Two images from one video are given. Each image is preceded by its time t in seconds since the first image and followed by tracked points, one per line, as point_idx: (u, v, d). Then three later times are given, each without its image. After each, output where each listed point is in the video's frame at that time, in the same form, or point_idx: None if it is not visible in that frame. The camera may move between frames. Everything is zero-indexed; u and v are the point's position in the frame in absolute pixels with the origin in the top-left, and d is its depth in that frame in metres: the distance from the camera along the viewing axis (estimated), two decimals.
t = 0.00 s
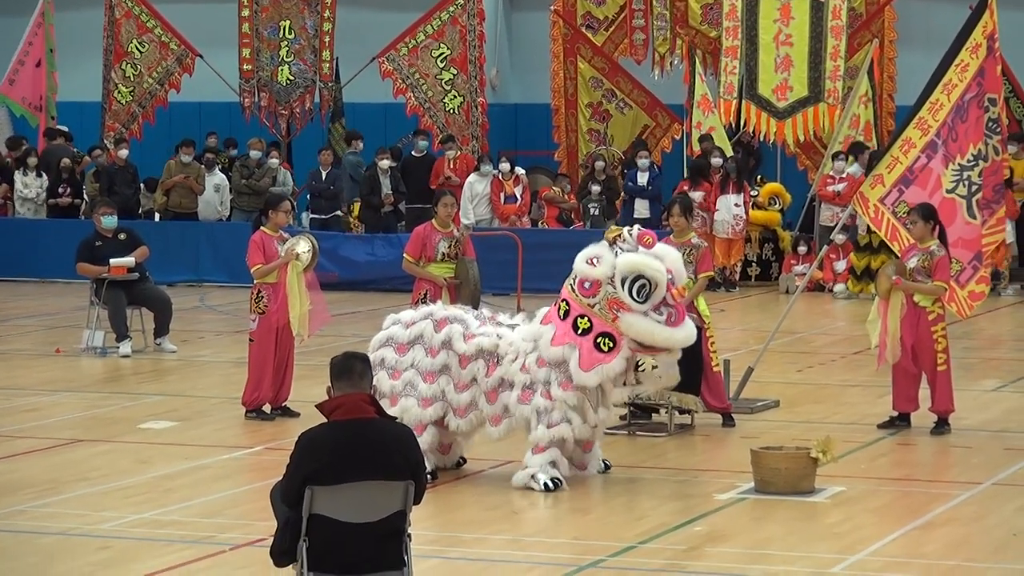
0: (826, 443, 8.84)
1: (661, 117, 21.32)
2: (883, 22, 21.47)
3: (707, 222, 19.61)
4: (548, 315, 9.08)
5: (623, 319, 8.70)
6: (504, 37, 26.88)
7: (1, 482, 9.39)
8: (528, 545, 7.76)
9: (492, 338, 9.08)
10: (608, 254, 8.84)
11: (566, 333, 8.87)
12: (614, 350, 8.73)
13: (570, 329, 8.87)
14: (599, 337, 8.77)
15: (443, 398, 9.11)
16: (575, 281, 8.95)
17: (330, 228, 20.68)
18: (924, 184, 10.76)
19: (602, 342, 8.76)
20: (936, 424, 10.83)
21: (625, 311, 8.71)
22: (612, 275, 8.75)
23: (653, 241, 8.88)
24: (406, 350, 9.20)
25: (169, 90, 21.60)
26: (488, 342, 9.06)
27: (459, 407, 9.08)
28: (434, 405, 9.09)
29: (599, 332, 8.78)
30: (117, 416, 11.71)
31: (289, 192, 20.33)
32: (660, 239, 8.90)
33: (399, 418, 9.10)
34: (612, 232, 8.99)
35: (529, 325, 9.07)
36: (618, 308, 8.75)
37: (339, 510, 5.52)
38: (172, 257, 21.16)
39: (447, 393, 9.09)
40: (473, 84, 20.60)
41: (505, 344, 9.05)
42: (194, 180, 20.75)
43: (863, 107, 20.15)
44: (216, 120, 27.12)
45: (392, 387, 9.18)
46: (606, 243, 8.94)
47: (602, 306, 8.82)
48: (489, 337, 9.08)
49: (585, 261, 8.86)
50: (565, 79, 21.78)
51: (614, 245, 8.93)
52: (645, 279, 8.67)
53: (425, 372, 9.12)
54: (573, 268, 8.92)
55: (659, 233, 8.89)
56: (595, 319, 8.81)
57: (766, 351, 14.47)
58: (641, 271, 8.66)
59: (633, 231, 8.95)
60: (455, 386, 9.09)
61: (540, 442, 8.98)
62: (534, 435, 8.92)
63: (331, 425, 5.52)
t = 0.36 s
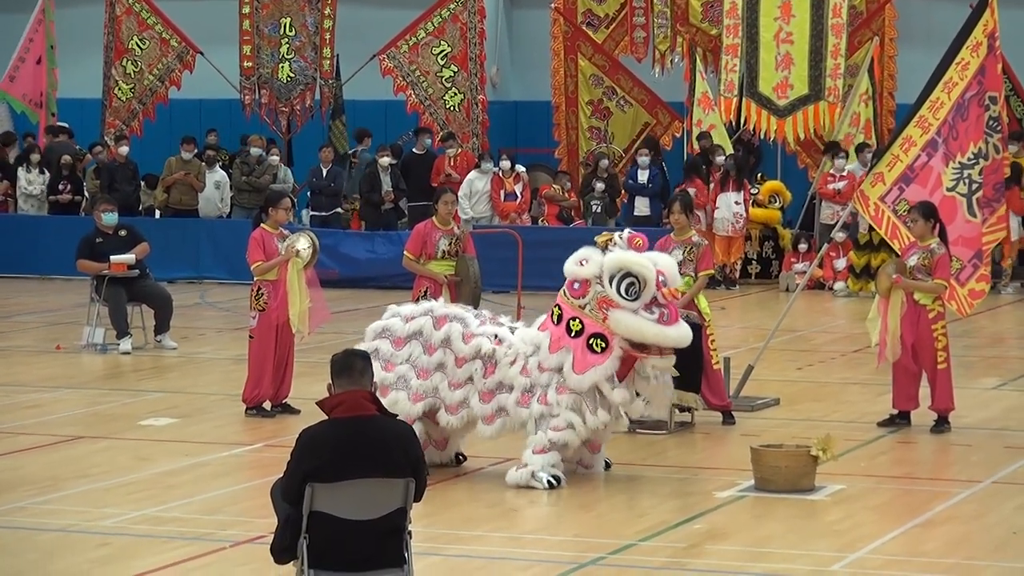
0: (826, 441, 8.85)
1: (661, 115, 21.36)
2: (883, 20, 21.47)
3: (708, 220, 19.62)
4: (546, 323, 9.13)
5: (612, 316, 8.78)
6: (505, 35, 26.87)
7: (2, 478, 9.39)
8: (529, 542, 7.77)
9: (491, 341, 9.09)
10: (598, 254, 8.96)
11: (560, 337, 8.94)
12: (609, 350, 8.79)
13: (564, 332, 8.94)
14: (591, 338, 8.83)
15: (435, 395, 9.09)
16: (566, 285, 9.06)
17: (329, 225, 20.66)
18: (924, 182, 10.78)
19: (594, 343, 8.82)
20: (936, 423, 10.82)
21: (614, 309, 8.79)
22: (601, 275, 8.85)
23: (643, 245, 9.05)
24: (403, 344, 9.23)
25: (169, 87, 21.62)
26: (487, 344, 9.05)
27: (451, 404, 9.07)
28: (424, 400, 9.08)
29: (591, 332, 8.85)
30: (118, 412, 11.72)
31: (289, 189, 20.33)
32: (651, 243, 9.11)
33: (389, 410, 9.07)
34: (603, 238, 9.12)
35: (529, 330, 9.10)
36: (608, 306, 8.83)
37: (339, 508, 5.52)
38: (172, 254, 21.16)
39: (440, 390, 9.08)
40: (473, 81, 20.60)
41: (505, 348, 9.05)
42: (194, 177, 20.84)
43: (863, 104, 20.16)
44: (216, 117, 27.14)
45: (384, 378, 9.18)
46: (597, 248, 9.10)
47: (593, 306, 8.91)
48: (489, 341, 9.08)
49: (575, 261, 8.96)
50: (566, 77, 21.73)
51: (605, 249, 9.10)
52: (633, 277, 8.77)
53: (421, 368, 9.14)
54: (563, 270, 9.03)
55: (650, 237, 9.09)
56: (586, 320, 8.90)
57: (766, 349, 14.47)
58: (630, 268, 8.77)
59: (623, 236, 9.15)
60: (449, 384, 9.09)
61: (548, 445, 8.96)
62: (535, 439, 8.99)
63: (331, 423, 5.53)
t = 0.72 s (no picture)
0: (827, 439, 8.85)
1: (662, 113, 21.37)
2: (884, 18, 21.48)
3: (709, 219, 19.62)
4: (545, 317, 9.13)
5: (623, 301, 8.82)
6: (505, 34, 26.87)
7: (3, 477, 9.39)
8: (529, 541, 7.76)
9: (492, 342, 9.07)
10: (600, 243, 8.99)
11: (567, 327, 8.96)
12: (618, 334, 8.82)
13: (571, 322, 8.95)
14: (602, 324, 8.86)
15: (439, 400, 9.10)
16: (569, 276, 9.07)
17: (330, 224, 20.64)
18: (924, 181, 10.77)
19: (604, 329, 8.85)
20: (936, 421, 10.82)
21: (624, 294, 8.84)
22: (607, 261, 8.88)
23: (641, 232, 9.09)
24: (402, 348, 9.21)
25: (170, 86, 21.61)
26: (488, 345, 9.04)
27: (457, 407, 9.06)
28: (427, 405, 9.09)
29: (601, 319, 8.87)
30: (118, 412, 11.72)
31: (290, 188, 20.33)
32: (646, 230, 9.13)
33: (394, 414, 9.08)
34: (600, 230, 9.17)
35: (528, 327, 9.10)
36: (616, 292, 8.87)
37: (340, 507, 5.52)
38: (173, 253, 21.16)
39: (443, 394, 9.09)
40: (474, 80, 20.60)
41: (505, 347, 9.04)
42: (195, 176, 20.80)
43: (863, 103, 20.17)
44: (217, 116, 27.14)
45: (386, 381, 9.16)
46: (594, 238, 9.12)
47: (599, 294, 8.93)
48: (489, 341, 9.07)
49: (579, 250, 8.98)
50: (566, 76, 21.74)
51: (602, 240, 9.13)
52: (638, 260, 8.84)
53: (421, 372, 9.12)
54: (566, 261, 9.03)
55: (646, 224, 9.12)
56: (595, 309, 8.92)
57: (767, 348, 14.46)
58: (634, 253, 8.83)
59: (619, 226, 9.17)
60: (452, 387, 9.08)
61: (541, 438, 8.95)
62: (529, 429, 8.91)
63: (331, 421, 5.54)
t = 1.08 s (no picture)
0: (825, 436, 8.89)
1: (660, 110, 21.35)
2: (882, 15, 21.53)
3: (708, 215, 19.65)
4: (554, 311, 9.04)
5: (649, 340, 9.03)
6: (503, 31, 26.85)
7: (2, 475, 9.39)
8: (527, 537, 7.77)
9: (489, 328, 9.04)
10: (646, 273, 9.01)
11: (588, 339, 8.94)
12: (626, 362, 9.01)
13: (594, 338, 8.93)
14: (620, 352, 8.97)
15: (440, 392, 9.08)
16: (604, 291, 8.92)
17: (329, 222, 20.71)
18: (922, 177, 10.78)
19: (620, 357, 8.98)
20: (935, 417, 10.83)
21: (650, 333, 9.04)
22: (655, 297, 8.98)
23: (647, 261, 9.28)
24: (399, 344, 9.16)
25: (168, 84, 21.58)
26: (486, 332, 9.00)
27: (458, 399, 9.04)
28: (429, 400, 9.08)
29: (620, 347, 8.97)
30: (117, 409, 11.73)
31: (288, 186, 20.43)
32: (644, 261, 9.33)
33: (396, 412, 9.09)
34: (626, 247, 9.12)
35: (528, 311, 9.03)
36: (644, 329, 9.01)
37: (339, 504, 5.52)
38: (172, 250, 21.15)
39: (443, 386, 9.06)
40: (472, 77, 20.59)
41: (503, 331, 9.03)
42: (194, 174, 20.71)
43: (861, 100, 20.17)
44: (215, 113, 27.14)
45: (384, 379, 9.15)
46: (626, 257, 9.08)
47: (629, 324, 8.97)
48: (486, 328, 9.02)
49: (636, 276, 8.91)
50: (565, 73, 21.81)
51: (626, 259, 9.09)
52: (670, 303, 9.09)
53: (421, 366, 9.11)
54: (616, 279, 8.89)
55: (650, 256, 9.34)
56: (620, 335, 8.96)
57: (766, 344, 14.48)
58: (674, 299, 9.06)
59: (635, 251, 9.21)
60: (453, 378, 9.06)
61: (530, 432, 9.00)
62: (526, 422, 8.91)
63: (331, 418, 5.54)
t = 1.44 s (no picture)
0: (823, 433, 8.90)
1: (659, 107, 21.36)
2: (881, 12, 21.51)
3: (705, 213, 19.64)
4: (549, 300, 9.05)
5: (615, 348, 8.84)
6: (502, 29, 26.83)
7: None
8: (526, 535, 7.77)
9: (483, 322, 9.05)
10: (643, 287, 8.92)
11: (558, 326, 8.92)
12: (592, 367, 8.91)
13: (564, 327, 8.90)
14: (583, 350, 8.90)
15: (435, 386, 9.10)
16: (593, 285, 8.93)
17: (327, 218, 20.66)
18: (921, 174, 10.77)
19: (581, 355, 8.90)
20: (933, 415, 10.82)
21: (620, 344, 8.85)
22: (636, 309, 8.86)
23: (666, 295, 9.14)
24: (397, 339, 9.19)
25: (167, 80, 21.57)
26: (480, 326, 9.02)
27: (452, 393, 9.05)
28: (425, 394, 9.10)
29: (586, 345, 8.89)
30: (115, 406, 11.72)
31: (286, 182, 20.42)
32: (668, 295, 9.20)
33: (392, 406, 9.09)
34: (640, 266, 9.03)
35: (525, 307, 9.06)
36: (615, 338, 8.86)
37: (338, 501, 5.52)
38: (170, 247, 21.14)
39: (438, 381, 9.09)
40: (470, 74, 20.56)
41: (497, 326, 9.02)
42: (193, 170, 20.75)
43: (860, 98, 20.16)
44: (213, 110, 27.14)
45: (381, 374, 9.17)
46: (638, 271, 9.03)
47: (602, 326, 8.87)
48: (481, 321, 9.04)
49: (624, 280, 8.86)
50: (563, 70, 21.77)
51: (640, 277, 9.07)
52: (655, 329, 8.88)
53: (417, 361, 9.13)
54: (605, 276, 8.91)
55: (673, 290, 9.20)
56: (590, 333, 8.88)
57: (765, 342, 14.47)
58: (657, 322, 8.86)
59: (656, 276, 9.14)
60: (447, 373, 9.08)
61: (523, 427, 8.96)
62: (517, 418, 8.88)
63: (329, 415, 5.54)
